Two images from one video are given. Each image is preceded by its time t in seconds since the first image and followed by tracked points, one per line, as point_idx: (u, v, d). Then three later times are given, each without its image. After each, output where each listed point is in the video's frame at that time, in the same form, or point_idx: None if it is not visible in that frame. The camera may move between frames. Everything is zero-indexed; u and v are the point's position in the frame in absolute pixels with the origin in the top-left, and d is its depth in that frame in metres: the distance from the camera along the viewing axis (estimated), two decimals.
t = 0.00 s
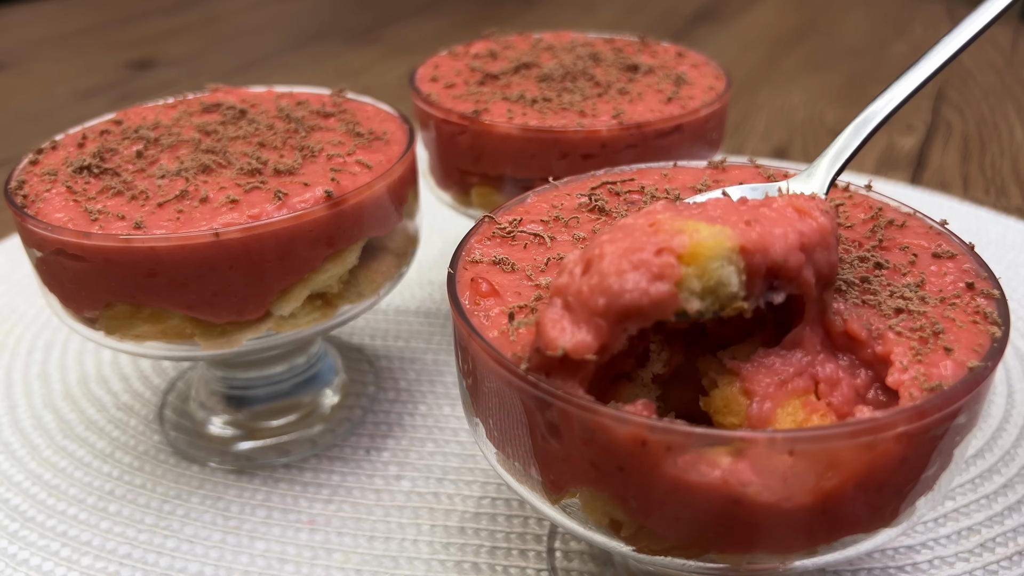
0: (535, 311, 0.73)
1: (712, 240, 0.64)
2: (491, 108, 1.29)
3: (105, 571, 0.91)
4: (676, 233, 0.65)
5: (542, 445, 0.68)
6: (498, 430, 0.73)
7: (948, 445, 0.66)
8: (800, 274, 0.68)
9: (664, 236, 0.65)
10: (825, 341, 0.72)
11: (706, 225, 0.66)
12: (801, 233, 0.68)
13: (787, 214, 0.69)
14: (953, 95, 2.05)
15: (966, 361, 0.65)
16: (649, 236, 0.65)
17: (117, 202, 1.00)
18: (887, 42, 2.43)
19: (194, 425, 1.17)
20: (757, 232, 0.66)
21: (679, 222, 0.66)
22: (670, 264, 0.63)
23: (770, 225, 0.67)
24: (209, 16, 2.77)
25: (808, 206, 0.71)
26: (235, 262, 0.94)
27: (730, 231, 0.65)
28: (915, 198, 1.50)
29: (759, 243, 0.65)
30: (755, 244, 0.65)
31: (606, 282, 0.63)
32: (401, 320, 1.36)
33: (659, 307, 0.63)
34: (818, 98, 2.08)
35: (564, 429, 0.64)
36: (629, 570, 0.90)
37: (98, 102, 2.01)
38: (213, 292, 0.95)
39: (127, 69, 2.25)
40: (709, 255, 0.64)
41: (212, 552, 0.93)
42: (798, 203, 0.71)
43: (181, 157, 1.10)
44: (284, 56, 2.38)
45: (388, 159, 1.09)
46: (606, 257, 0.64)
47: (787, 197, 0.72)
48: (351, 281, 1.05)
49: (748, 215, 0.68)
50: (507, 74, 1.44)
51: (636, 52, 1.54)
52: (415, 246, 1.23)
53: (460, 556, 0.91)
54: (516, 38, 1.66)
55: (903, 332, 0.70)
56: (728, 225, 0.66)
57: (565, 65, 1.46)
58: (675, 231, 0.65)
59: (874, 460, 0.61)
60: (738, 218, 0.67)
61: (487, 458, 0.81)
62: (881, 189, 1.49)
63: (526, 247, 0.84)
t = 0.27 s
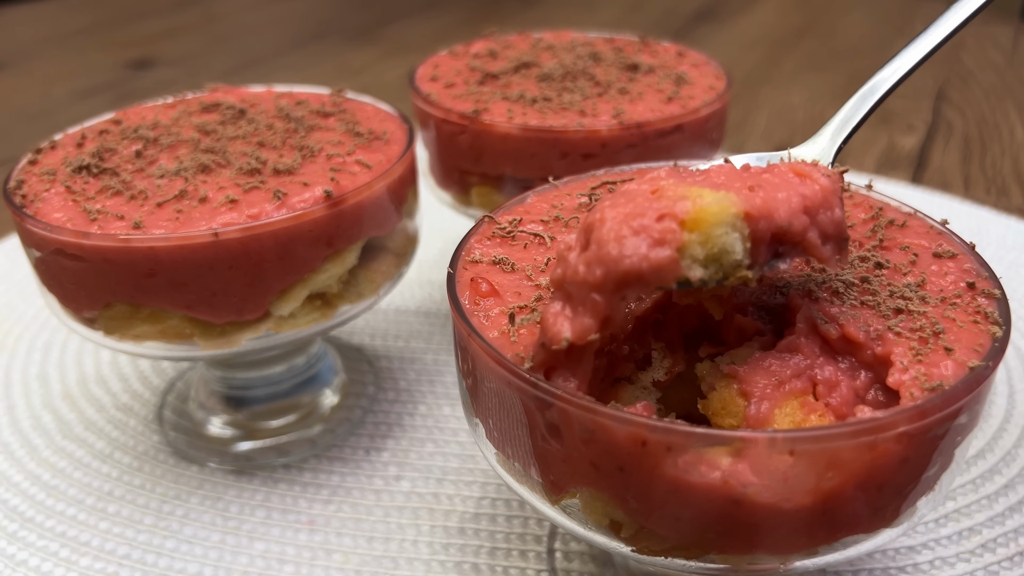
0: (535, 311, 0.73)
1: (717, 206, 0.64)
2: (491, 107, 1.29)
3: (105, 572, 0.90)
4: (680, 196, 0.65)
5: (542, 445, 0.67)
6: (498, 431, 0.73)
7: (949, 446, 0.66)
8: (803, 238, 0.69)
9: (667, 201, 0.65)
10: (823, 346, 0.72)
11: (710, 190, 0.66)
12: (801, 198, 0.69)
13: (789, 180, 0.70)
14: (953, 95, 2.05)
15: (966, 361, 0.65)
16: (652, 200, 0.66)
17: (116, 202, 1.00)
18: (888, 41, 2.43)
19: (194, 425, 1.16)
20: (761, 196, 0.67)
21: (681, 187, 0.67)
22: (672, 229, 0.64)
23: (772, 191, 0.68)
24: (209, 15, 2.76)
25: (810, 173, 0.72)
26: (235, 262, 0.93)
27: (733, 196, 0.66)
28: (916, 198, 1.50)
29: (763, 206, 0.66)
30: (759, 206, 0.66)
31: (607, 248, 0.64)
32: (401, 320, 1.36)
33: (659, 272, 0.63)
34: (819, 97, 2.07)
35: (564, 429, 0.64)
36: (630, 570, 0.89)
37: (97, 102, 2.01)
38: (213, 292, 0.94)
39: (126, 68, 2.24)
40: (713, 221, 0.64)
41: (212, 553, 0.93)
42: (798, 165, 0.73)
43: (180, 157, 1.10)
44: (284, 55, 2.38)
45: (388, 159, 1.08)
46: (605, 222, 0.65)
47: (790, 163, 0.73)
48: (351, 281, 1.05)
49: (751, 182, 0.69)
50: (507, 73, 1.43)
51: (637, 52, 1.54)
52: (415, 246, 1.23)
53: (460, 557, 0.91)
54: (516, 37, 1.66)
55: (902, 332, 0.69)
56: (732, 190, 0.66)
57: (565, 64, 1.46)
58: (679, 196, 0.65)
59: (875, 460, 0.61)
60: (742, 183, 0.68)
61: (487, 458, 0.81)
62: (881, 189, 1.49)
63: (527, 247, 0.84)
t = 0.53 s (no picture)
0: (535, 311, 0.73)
1: (720, 172, 0.65)
2: (491, 107, 1.28)
3: (103, 573, 0.90)
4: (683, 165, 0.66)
5: (541, 446, 0.67)
6: (498, 431, 0.72)
7: (950, 446, 0.66)
8: (806, 205, 0.69)
9: (670, 169, 0.66)
10: (824, 347, 0.72)
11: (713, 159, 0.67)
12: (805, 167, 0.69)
13: (792, 148, 0.70)
14: (955, 95, 2.04)
15: (968, 361, 0.65)
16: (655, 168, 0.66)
17: (115, 202, 0.99)
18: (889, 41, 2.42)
19: (193, 426, 1.16)
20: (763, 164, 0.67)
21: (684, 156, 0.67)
22: (674, 195, 0.64)
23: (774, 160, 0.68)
24: (209, 15, 2.76)
25: (813, 140, 0.72)
26: (234, 262, 0.93)
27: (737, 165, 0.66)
28: (917, 198, 1.49)
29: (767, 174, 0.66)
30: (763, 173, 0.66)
31: (608, 213, 0.64)
32: (401, 320, 1.36)
33: (659, 238, 0.63)
34: (819, 97, 2.07)
35: (565, 429, 0.64)
36: (630, 570, 0.89)
37: (96, 102, 2.01)
38: (212, 292, 0.94)
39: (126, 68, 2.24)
40: (716, 186, 0.64)
41: (211, 553, 0.93)
42: (802, 135, 0.73)
43: (179, 156, 1.10)
44: (284, 55, 2.38)
45: (387, 159, 1.08)
46: (608, 186, 0.65)
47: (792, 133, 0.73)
48: (350, 281, 1.05)
49: (754, 151, 0.69)
50: (507, 73, 1.43)
51: (637, 51, 1.53)
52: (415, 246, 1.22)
53: (460, 557, 0.90)
54: (516, 37, 1.65)
55: (903, 332, 0.69)
56: (736, 157, 0.67)
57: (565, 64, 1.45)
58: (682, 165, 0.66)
59: (876, 460, 0.61)
60: (745, 152, 0.68)
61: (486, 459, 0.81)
62: (882, 188, 1.49)
63: (527, 247, 0.84)
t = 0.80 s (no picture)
0: (535, 311, 0.73)
1: (721, 130, 0.65)
2: (491, 107, 1.28)
3: (103, 573, 0.90)
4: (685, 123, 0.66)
5: (542, 446, 0.67)
6: (498, 431, 0.72)
7: (951, 446, 0.66)
8: (808, 165, 0.68)
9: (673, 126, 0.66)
10: (823, 348, 0.72)
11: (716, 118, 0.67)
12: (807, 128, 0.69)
13: (794, 109, 0.70)
14: (955, 94, 2.04)
15: (967, 361, 0.65)
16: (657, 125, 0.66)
17: (115, 202, 0.99)
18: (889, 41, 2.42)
19: (193, 426, 1.16)
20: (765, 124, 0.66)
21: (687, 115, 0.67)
22: (675, 151, 0.64)
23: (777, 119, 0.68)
24: (209, 15, 2.76)
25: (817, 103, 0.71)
26: (233, 262, 0.93)
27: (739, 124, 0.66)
28: (917, 198, 1.49)
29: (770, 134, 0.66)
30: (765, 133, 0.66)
31: (609, 169, 0.64)
32: (401, 320, 1.36)
33: (659, 194, 0.63)
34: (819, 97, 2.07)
35: (565, 429, 0.64)
36: (629, 570, 0.89)
37: (96, 102, 2.01)
38: (211, 292, 0.94)
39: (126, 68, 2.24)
40: (717, 144, 0.65)
41: (211, 554, 0.93)
42: (805, 95, 0.72)
43: (178, 156, 1.10)
44: (284, 54, 2.38)
45: (387, 159, 1.08)
46: (610, 141, 0.65)
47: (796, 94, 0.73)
48: (350, 281, 1.05)
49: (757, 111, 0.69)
50: (507, 73, 1.43)
51: (637, 51, 1.53)
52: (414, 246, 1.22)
53: (460, 558, 0.90)
54: (516, 37, 1.65)
55: (902, 332, 0.69)
56: (738, 115, 0.67)
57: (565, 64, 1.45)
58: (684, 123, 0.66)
59: (876, 461, 0.61)
60: (748, 111, 0.68)
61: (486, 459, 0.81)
62: (882, 188, 1.49)
63: (527, 247, 0.84)
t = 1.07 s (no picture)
0: (535, 313, 0.73)
1: (716, 70, 0.69)
2: (491, 107, 1.28)
3: (103, 573, 0.90)
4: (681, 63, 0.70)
5: (542, 446, 0.67)
6: (498, 431, 0.73)
7: (950, 445, 0.66)
8: (802, 108, 0.71)
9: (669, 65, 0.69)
10: (823, 347, 0.72)
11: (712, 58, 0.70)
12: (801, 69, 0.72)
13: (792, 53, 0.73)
14: (955, 94, 2.04)
15: (967, 360, 0.65)
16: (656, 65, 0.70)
17: (115, 202, 1.00)
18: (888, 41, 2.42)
19: (193, 425, 1.16)
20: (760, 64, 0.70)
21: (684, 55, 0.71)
22: (669, 88, 0.67)
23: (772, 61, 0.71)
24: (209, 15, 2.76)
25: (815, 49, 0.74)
26: (234, 262, 0.93)
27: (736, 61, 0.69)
28: (917, 198, 1.49)
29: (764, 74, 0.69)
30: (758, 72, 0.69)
31: (607, 103, 0.67)
32: (401, 320, 1.36)
33: (653, 128, 0.66)
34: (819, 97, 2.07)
35: (565, 429, 0.64)
36: (629, 570, 0.89)
37: (96, 102, 2.01)
38: (212, 292, 0.94)
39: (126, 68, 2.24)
40: (712, 81, 0.68)
41: (211, 553, 0.93)
42: (801, 45, 0.76)
43: (179, 156, 1.10)
44: (284, 55, 2.38)
45: (388, 159, 1.08)
46: (607, 77, 0.69)
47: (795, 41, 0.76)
48: (350, 281, 1.05)
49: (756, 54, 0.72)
50: (507, 73, 1.43)
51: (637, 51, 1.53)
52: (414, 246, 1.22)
53: (460, 557, 0.90)
54: (516, 37, 1.65)
55: (902, 332, 0.69)
56: (732, 56, 0.71)
57: (565, 64, 1.45)
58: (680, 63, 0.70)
59: (876, 460, 0.61)
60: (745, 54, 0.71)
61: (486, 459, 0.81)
62: (882, 188, 1.49)
63: (526, 247, 0.84)
